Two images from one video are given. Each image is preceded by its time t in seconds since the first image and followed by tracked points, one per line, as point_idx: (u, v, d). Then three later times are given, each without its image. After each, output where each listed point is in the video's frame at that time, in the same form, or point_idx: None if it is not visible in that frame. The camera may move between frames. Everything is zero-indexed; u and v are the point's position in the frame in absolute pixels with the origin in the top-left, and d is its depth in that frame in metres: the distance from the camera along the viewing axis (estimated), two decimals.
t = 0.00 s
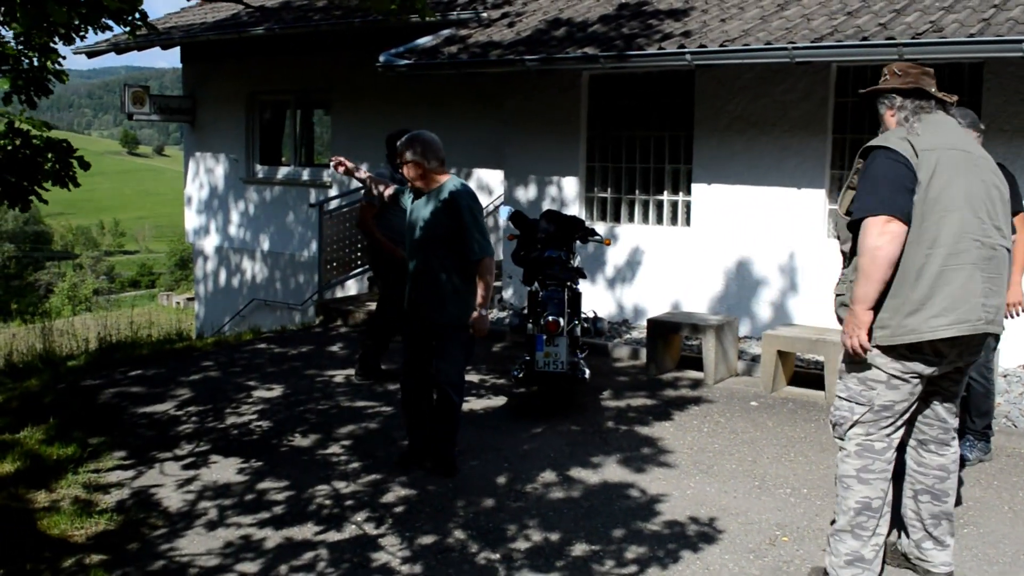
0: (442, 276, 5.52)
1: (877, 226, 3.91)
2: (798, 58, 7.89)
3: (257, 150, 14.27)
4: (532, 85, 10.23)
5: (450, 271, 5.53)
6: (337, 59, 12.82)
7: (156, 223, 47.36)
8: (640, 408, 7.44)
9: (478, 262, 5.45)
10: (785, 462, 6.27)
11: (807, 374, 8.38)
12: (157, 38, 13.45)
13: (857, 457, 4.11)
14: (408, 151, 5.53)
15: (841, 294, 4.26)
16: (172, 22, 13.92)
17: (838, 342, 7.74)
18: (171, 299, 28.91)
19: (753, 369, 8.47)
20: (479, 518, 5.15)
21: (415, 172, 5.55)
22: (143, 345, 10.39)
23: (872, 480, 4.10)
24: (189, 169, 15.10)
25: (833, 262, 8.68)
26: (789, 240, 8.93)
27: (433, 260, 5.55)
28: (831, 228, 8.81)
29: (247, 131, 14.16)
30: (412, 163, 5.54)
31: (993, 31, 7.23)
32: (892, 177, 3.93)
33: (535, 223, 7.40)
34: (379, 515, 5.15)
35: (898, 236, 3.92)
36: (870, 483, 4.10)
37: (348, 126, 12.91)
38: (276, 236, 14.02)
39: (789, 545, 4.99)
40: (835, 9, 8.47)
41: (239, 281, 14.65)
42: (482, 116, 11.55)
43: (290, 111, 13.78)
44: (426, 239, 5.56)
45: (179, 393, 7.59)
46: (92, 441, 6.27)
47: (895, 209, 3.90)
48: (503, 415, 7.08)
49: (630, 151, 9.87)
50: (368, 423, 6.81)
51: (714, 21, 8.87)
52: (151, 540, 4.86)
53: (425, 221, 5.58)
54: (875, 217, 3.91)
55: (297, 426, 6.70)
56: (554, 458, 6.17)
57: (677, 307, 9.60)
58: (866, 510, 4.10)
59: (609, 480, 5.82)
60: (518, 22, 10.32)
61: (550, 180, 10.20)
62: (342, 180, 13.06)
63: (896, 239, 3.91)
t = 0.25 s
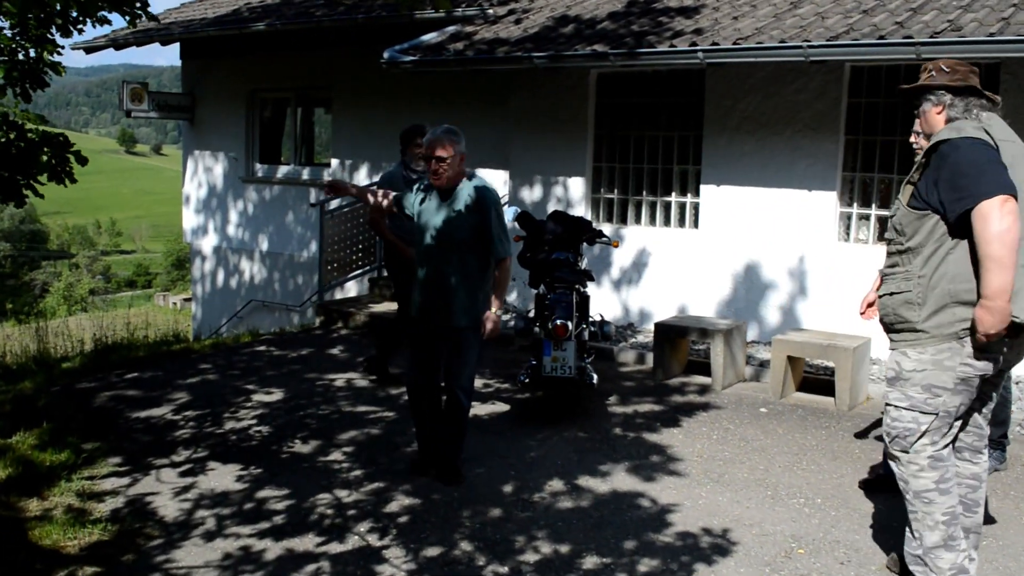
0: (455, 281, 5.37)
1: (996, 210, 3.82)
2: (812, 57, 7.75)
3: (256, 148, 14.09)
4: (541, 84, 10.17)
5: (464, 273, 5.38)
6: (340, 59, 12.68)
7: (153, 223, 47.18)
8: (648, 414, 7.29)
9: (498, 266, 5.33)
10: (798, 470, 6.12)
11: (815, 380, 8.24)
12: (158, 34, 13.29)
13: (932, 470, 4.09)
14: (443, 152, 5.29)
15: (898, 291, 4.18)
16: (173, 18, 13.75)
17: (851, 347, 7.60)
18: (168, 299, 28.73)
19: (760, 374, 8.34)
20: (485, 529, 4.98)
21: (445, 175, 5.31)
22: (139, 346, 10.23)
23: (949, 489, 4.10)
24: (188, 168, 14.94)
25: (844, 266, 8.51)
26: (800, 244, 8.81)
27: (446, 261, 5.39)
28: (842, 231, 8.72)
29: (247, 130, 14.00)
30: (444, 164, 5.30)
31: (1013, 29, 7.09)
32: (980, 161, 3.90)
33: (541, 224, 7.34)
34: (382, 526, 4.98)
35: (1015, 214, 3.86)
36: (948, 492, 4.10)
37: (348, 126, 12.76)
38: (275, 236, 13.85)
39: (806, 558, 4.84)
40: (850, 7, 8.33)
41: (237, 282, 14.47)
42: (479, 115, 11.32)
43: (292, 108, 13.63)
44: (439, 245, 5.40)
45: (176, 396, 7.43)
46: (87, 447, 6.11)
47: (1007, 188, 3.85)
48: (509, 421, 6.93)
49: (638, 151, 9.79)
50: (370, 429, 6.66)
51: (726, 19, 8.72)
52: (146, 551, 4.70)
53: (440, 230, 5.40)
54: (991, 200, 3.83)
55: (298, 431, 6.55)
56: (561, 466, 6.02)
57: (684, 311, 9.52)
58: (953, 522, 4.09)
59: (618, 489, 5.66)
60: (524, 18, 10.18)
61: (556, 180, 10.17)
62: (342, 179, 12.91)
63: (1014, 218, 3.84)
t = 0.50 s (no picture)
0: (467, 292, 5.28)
1: None
2: (825, 56, 7.58)
3: (252, 146, 13.89)
4: (546, 82, 10.01)
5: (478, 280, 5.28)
6: (339, 57, 12.50)
7: (145, 221, 46.88)
8: (659, 419, 7.14)
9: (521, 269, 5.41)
10: (815, 477, 5.96)
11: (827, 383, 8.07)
12: (153, 28, 13.07)
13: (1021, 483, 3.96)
14: (475, 150, 5.15)
15: (960, 299, 4.07)
16: (168, 13, 13.55)
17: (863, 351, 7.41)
18: (159, 298, 28.46)
19: (770, 378, 8.18)
20: (499, 541, 4.81)
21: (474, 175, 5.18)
22: (132, 347, 10.02)
23: None
24: (183, 165, 14.72)
25: (855, 267, 8.44)
26: (808, 245, 8.67)
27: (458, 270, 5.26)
28: (850, 232, 8.58)
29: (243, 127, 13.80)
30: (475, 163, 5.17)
31: None
32: None
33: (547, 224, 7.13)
34: (391, 538, 4.80)
35: None
36: None
37: (346, 124, 12.56)
38: (272, 235, 13.64)
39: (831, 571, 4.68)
40: (861, 6, 8.17)
41: (232, 281, 14.26)
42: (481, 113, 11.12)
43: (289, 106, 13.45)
44: (459, 246, 5.25)
45: (172, 400, 7.24)
46: (80, 454, 5.93)
47: None
48: (516, 426, 6.77)
49: (644, 150, 9.62)
50: (374, 435, 6.49)
51: (735, 18, 8.56)
52: (145, 566, 4.51)
53: (453, 238, 5.26)
54: None
55: (300, 437, 6.37)
56: (572, 473, 5.86)
57: (690, 313, 9.38)
58: None
59: (634, 497, 5.49)
60: (529, 15, 10.02)
61: (561, 180, 10.00)
62: (341, 177, 12.69)
63: None
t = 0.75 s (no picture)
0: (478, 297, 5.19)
1: None
2: (833, 53, 7.29)
3: (246, 146, 13.66)
4: (546, 81, 9.88)
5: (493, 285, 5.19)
6: (335, 57, 12.28)
7: (135, 221, 46.53)
8: (670, 425, 6.98)
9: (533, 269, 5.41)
10: (836, 481, 5.78)
11: (840, 384, 7.83)
12: (142, 26, 12.82)
13: None
14: (508, 147, 5.13)
15: None
16: (158, 12, 13.30)
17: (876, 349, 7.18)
18: (151, 299, 28.18)
19: (780, 378, 7.97)
20: (513, 558, 4.62)
21: (509, 174, 5.18)
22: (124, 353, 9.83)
23: None
24: (174, 165, 14.48)
25: (865, 265, 8.21)
26: (815, 242, 8.48)
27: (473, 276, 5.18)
28: (857, 230, 8.36)
29: (237, 127, 13.57)
30: (508, 160, 5.15)
31: None
32: None
33: (552, 224, 6.99)
34: (400, 557, 4.63)
35: None
36: None
37: (340, 124, 12.36)
38: (266, 235, 13.36)
39: None
40: (866, 4, 7.92)
41: (224, 283, 14.00)
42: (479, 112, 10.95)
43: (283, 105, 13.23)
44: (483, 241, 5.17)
45: (165, 411, 7.06)
46: (69, 472, 5.75)
47: None
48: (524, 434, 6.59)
49: (647, 148, 9.48)
50: (379, 445, 6.29)
51: (740, 15, 8.36)
52: None
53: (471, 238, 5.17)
54: None
55: (300, 449, 6.20)
56: (585, 483, 5.67)
57: (696, 314, 9.19)
58: None
59: (651, 507, 5.31)
60: (529, 13, 9.83)
61: (563, 179, 9.90)
62: (336, 176, 12.47)
63: None
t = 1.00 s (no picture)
0: (473, 302, 5.00)
1: None
2: (828, 53, 7.14)
3: (226, 149, 13.43)
4: (534, 82, 9.72)
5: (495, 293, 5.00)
6: (318, 59, 12.07)
7: (114, 224, 46.03)
8: (665, 433, 6.83)
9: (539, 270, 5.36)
10: (838, 491, 5.63)
11: (836, 389, 7.70)
12: (120, 27, 12.54)
13: None
14: (515, 146, 4.98)
15: None
16: (136, 13, 13.04)
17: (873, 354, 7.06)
18: (131, 304, 27.81)
19: (775, 385, 7.86)
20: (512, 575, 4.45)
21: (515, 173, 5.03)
22: (103, 361, 9.59)
23: None
24: (152, 168, 14.22)
25: (860, 268, 8.11)
26: (810, 245, 8.35)
27: (474, 281, 4.99)
28: (851, 232, 8.24)
29: (217, 130, 13.34)
30: (514, 160, 5.00)
31: None
32: None
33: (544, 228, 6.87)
34: None
35: None
36: None
37: (322, 127, 12.15)
38: (247, 239, 13.15)
39: None
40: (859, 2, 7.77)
41: (206, 287, 13.76)
42: (467, 110, 10.77)
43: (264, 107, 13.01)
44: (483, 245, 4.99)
45: (147, 421, 6.85)
46: (47, 486, 5.54)
47: None
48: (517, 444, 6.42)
49: (637, 150, 9.33)
50: (368, 456, 6.11)
51: (731, 15, 8.21)
52: None
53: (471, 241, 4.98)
54: None
55: (287, 460, 6.00)
56: (583, 495, 5.51)
57: (688, 318, 9.06)
58: None
59: (651, 519, 5.15)
60: (515, 13, 9.67)
61: (552, 181, 9.72)
62: (319, 179, 12.25)
63: None
